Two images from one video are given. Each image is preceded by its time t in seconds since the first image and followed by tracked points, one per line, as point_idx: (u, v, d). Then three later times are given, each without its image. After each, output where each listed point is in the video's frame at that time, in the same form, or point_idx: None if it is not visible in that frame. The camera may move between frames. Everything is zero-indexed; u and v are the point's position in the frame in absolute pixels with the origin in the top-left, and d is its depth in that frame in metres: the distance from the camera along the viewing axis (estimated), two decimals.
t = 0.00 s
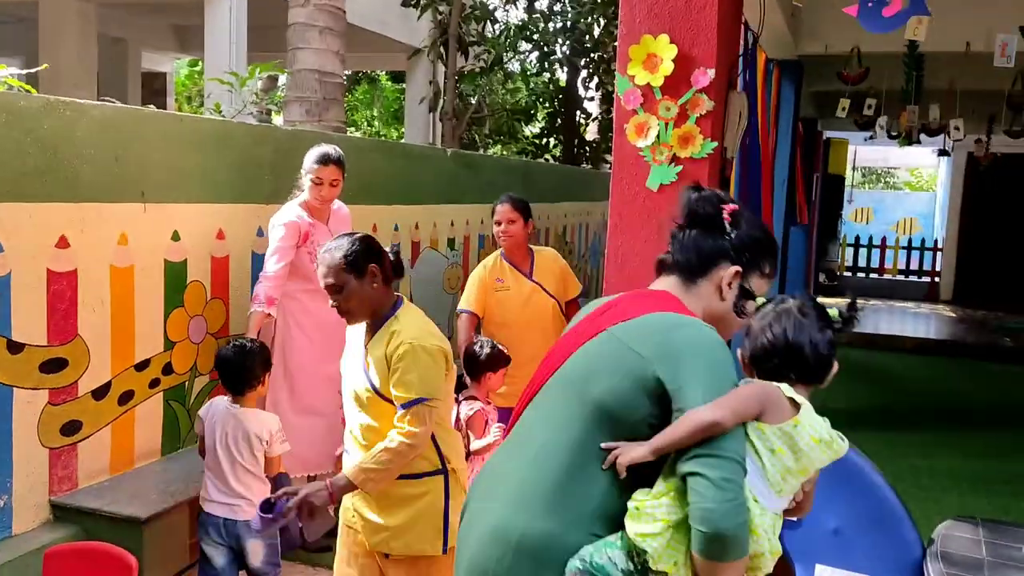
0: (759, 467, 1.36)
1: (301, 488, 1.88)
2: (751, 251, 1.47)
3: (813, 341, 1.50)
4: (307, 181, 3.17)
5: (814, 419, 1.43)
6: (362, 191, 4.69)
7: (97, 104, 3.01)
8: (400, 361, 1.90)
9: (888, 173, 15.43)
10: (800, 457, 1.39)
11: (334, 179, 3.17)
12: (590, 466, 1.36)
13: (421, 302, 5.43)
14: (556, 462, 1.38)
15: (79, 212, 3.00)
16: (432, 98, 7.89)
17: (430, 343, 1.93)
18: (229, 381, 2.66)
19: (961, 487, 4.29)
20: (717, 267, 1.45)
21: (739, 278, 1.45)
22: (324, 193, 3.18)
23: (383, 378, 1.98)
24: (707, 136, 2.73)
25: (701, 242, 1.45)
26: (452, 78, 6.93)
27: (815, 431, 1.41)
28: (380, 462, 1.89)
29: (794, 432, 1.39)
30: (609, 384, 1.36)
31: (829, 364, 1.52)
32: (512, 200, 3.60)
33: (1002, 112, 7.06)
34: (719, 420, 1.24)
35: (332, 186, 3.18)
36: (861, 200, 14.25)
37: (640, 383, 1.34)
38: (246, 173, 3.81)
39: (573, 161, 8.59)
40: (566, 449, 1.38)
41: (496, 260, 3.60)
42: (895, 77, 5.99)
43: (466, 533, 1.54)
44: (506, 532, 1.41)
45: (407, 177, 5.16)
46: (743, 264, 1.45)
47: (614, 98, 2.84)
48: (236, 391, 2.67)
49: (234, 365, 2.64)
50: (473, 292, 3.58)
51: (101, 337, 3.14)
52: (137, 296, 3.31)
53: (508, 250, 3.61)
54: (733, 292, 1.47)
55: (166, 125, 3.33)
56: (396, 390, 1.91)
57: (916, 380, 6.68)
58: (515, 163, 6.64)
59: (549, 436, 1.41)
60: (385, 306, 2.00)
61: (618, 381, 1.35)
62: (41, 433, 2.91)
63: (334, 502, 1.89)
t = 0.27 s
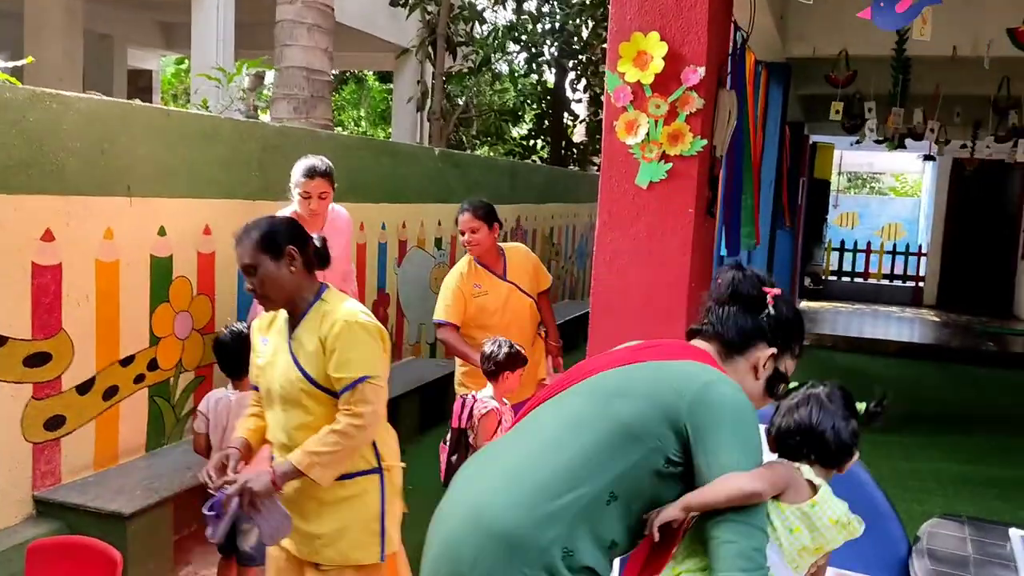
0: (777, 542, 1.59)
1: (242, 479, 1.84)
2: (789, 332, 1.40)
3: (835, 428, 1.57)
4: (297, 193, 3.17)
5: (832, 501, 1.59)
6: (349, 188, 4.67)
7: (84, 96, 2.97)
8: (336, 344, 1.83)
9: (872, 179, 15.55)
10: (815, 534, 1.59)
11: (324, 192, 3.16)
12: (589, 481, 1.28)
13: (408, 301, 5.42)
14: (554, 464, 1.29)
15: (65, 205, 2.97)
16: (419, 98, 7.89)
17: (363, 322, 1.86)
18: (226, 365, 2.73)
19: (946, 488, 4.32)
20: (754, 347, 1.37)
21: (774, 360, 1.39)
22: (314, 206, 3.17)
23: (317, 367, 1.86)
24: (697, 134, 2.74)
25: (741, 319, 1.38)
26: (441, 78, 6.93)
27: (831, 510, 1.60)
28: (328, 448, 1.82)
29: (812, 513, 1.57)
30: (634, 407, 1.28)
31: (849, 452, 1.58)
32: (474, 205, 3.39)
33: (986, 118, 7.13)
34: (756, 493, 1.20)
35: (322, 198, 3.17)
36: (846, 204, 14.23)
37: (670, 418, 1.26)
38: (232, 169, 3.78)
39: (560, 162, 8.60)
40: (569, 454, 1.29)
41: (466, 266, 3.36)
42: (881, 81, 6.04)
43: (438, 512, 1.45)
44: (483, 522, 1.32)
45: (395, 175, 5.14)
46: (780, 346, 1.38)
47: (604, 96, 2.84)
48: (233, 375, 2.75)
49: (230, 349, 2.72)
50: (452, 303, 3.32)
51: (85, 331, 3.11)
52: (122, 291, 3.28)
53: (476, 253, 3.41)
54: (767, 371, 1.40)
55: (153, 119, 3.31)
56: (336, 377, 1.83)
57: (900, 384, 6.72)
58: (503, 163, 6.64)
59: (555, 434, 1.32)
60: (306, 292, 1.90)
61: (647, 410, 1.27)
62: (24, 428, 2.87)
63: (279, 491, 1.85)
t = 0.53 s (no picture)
0: None
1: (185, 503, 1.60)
2: (782, 398, 1.44)
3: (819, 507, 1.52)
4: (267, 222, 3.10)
5: None
6: (336, 189, 4.66)
7: (68, 94, 2.95)
8: (271, 344, 1.68)
9: (856, 183, 15.68)
10: None
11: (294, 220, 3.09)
12: (579, 508, 1.27)
13: (395, 302, 5.41)
14: (548, 483, 1.29)
15: (48, 203, 2.94)
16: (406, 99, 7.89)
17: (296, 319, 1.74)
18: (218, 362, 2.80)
19: (931, 490, 4.34)
20: (749, 411, 1.41)
21: (768, 424, 1.43)
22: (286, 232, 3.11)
23: (242, 369, 1.71)
24: (684, 135, 2.75)
25: (742, 383, 1.41)
26: (428, 79, 6.92)
27: None
28: (277, 458, 1.66)
29: None
30: (638, 444, 1.27)
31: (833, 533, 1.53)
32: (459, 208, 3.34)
33: (968, 123, 7.18)
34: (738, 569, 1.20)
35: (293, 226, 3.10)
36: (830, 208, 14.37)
37: (673, 466, 1.26)
38: (217, 169, 3.76)
39: (547, 165, 8.62)
40: (564, 475, 1.29)
41: (454, 269, 3.33)
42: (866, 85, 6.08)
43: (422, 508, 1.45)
44: (467, 526, 1.32)
45: (382, 176, 5.13)
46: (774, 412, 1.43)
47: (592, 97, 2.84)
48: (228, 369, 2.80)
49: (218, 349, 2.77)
50: (445, 306, 3.25)
51: (67, 331, 3.08)
52: (105, 291, 3.25)
53: (461, 257, 3.37)
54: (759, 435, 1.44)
55: (137, 117, 3.28)
56: (275, 381, 1.68)
57: (885, 386, 6.76)
58: (490, 165, 6.64)
59: (555, 452, 1.31)
60: (225, 292, 1.74)
61: (649, 452, 1.27)
62: (5, 429, 2.83)
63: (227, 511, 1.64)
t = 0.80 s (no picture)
0: None
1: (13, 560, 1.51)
2: (762, 454, 1.58)
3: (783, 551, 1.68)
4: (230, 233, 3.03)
5: None
6: (318, 194, 4.64)
7: (46, 100, 2.92)
8: (110, 381, 1.53)
9: (837, 187, 15.78)
10: None
11: (258, 232, 3.00)
12: (564, 533, 1.30)
13: (378, 308, 5.40)
14: (537, 503, 1.32)
15: (25, 209, 2.91)
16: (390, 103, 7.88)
17: (147, 352, 1.58)
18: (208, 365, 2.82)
19: (911, 493, 4.36)
20: (733, 462, 1.53)
21: (750, 476, 1.55)
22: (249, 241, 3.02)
23: (82, 408, 1.56)
24: (666, 142, 2.76)
25: (730, 434, 1.54)
26: (411, 83, 6.91)
27: None
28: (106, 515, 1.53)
29: None
30: (630, 479, 1.29)
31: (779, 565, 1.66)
32: (450, 215, 3.35)
33: (948, 127, 7.24)
34: None
35: (253, 238, 2.99)
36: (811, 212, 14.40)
37: (658, 506, 1.27)
38: (198, 174, 3.74)
39: (531, 168, 8.64)
40: (553, 497, 1.32)
41: (445, 275, 3.33)
42: (846, 91, 6.13)
43: (418, 511, 1.49)
44: (457, 534, 1.36)
45: (365, 181, 5.11)
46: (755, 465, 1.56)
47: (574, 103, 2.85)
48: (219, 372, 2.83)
49: (207, 354, 2.78)
50: (438, 313, 3.25)
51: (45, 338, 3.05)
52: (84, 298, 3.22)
53: (450, 264, 3.35)
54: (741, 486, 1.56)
55: (116, 122, 3.26)
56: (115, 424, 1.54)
57: (865, 389, 6.81)
58: (473, 170, 6.64)
59: (549, 473, 1.35)
60: (88, 314, 1.62)
61: (638, 488, 1.29)
62: None
63: None
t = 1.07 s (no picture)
0: None
1: None
2: (745, 477, 1.61)
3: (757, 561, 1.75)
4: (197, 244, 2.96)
5: None
6: (298, 201, 4.62)
7: (21, 108, 2.89)
8: None
9: (816, 191, 15.91)
10: None
11: (225, 246, 2.89)
12: (553, 533, 1.33)
13: (359, 314, 5.37)
14: (529, 503, 1.35)
15: None
16: (370, 109, 7.86)
17: None
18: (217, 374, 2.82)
19: (892, 495, 4.39)
20: (718, 482, 1.56)
21: (732, 496, 1.58)
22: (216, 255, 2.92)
23: None
24: (646, 147, 2.76)
25: (716, 453, 1.57)
26: (391, 89, 6.90)
27: None
28: None
29: None
30: (620, 484, 1.33)
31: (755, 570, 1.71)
32: (449, 219, 3.37)
33: (925, 131, 7.32)
34: None
35: (217, 252, 2.89)
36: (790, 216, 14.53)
37: (646, 511, 1.31)
38: (177, 181, 3.71)
39: (512, 174, 8.65)
40: (545, 498, 1.35)
41: (446, 283, 3.32)
42: (824, 95, 6.17)
43: (408, 508, 1.51)
44: (448, 529, 1.39)
45: (345, 187, 5.10)
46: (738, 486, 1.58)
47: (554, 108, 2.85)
48: (224, 381, 2.83)
49: (214, 361, 2.80)
50: (442, 320, 3.25)
51: (21, 349, 3.01)
52: (61, 307, 3.19)
53: (450, 269, 3.34)
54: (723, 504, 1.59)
55: (93, 130, 3.23)
56: None
57: (845, 391, 6.86)
58: (454, 175, 6.63)
59: (543, 472, 1.38)
60: None
61: (628, 493, 1.32)
62: None
63: None
